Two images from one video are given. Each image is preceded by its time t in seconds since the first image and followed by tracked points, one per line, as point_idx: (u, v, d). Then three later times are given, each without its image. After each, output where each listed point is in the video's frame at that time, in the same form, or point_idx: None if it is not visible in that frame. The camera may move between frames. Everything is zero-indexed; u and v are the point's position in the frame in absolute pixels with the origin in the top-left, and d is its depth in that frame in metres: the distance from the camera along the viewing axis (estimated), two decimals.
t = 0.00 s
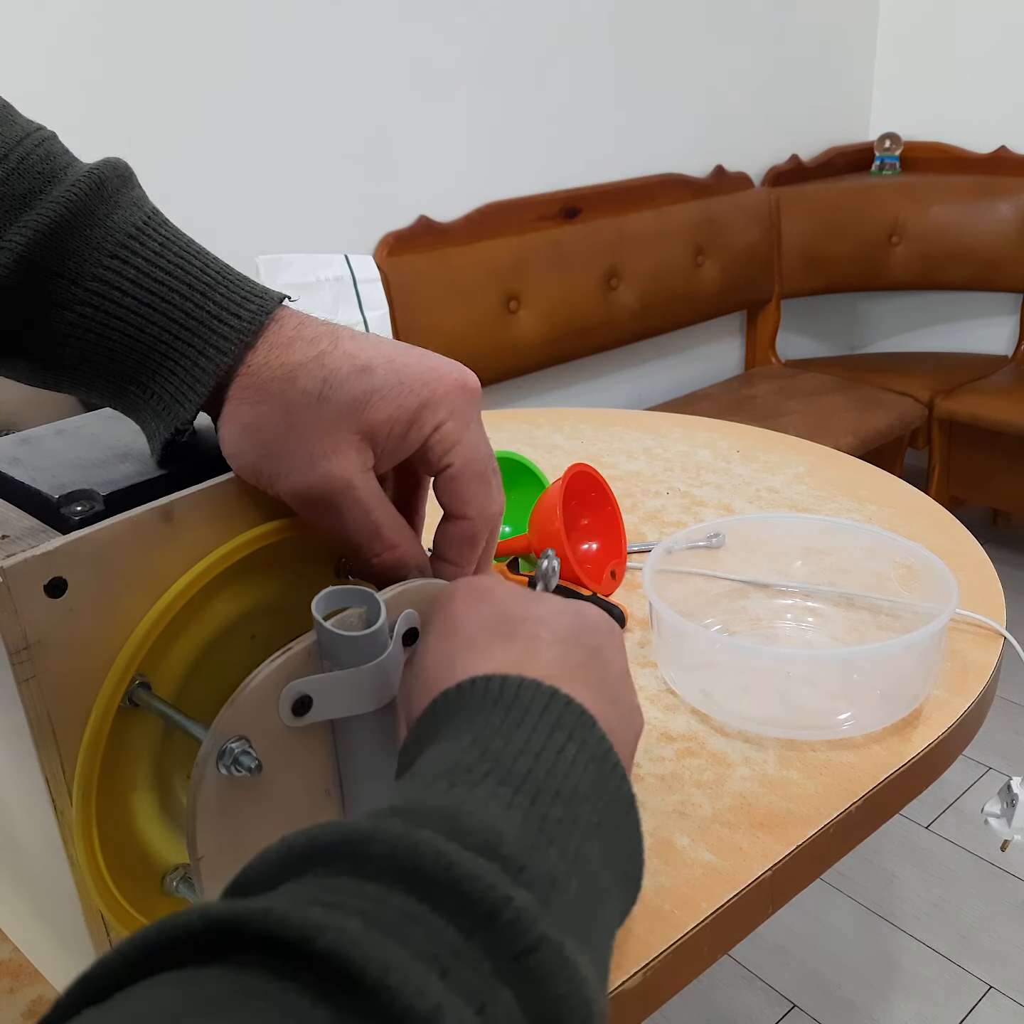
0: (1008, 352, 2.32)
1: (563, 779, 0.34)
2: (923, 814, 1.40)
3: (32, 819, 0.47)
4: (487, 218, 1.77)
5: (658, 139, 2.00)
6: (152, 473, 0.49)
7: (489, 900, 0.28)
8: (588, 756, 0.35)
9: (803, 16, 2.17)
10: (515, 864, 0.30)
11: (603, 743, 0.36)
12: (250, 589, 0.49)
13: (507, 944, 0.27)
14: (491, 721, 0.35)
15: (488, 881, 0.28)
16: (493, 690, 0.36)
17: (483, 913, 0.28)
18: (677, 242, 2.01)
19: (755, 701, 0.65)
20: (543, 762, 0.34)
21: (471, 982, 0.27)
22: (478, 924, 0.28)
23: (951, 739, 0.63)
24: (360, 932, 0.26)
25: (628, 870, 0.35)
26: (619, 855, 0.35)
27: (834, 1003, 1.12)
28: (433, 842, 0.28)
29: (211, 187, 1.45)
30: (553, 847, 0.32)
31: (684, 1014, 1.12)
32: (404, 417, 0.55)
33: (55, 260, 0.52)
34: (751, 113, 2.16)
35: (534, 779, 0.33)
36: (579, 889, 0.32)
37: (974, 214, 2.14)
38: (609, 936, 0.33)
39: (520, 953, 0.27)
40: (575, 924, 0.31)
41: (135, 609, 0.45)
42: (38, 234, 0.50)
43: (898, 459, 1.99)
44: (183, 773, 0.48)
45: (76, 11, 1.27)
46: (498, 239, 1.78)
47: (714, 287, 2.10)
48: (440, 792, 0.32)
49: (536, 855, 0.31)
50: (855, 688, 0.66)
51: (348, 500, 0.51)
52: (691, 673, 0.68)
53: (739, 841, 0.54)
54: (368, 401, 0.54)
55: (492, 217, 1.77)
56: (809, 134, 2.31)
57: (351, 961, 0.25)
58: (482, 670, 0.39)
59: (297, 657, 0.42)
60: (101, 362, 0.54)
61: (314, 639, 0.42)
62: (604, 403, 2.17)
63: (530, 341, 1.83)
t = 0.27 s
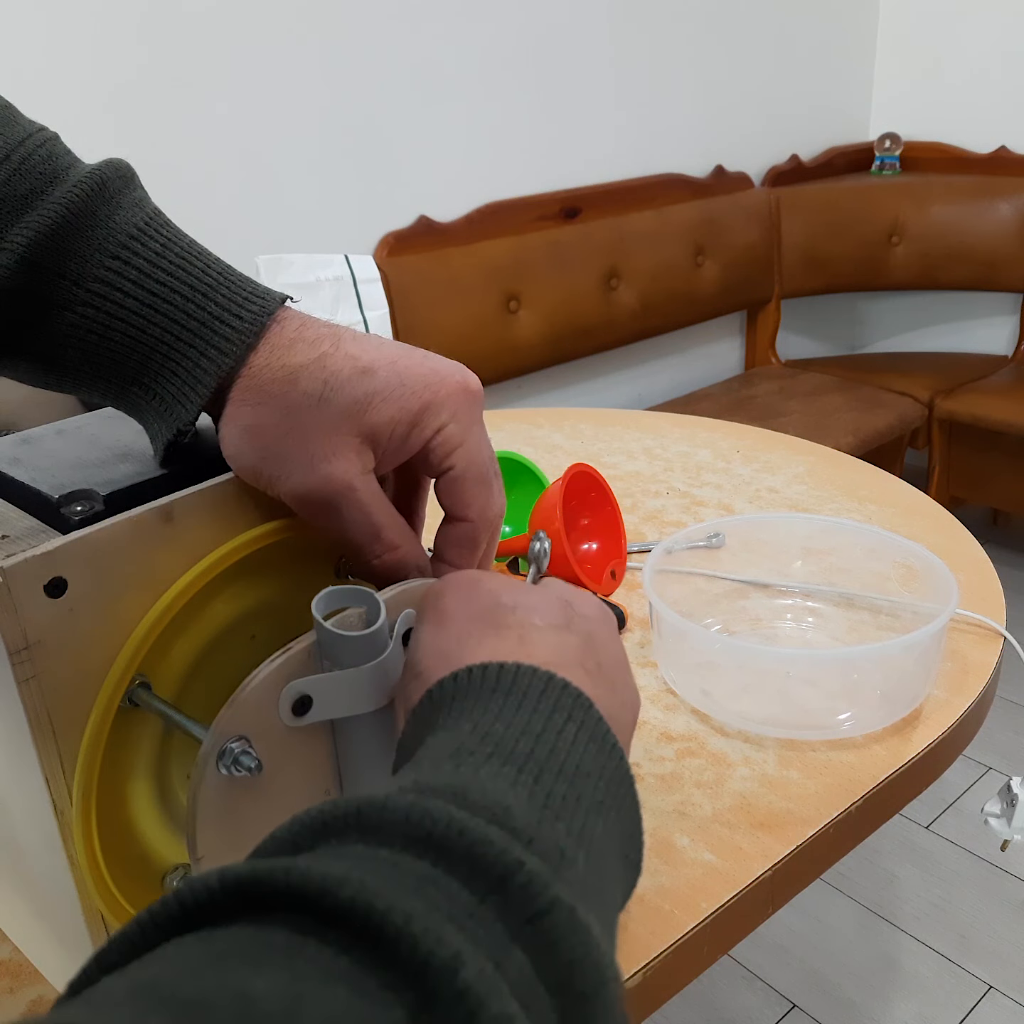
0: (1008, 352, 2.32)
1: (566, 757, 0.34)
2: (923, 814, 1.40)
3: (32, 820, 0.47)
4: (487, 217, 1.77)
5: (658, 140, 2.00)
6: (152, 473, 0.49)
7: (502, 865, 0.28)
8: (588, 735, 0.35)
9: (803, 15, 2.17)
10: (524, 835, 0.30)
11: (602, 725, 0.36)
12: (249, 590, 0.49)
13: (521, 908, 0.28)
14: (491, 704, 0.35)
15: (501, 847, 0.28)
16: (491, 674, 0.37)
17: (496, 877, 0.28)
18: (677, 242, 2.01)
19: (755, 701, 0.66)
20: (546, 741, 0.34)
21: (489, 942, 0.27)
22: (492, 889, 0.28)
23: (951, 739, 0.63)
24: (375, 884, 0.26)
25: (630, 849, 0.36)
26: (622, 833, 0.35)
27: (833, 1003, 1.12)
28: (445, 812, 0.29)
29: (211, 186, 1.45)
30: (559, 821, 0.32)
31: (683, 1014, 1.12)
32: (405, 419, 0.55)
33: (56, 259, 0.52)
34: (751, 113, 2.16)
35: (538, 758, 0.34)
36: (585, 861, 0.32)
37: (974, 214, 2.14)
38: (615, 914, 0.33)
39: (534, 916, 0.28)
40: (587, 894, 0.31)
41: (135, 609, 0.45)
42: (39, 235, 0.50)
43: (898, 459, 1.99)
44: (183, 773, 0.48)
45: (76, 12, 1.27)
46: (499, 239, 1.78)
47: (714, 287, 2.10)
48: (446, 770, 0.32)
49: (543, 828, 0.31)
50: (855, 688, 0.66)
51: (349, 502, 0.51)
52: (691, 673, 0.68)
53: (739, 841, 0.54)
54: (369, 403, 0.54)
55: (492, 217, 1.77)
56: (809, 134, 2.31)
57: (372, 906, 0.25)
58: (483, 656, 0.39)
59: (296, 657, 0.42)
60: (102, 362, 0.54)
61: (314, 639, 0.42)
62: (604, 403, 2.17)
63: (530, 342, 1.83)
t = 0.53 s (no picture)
0: (1008, 352, 2.32)
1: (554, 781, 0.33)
2: (923, 814, 1.40)
3: (32, 820, 0.47)
4: (487, 217, 1.77)
5: (658, 139, 2.01)
6: (153, 473, 0.49)
7: (485, 903, 0.27)
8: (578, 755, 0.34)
9: (803, 15, 2.17)
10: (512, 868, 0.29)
11: (589, 735, 0.36)
12: (249, 589, 0.49)
13: (511, 941, 0.26)
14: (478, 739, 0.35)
15: (482, 883, 0.27)
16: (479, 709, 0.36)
17: (481, 912, 0.27)
18: (677, 242, 2.01)
19: (755, 701, 0.66)
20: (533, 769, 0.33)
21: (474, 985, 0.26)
22: (478, 929, 0.27)
23: (951, 739, 0.63)
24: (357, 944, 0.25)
25: (641, 863, 0.34)
26: (628, 848, 0.34)
27: (833, 1003, 1.12)
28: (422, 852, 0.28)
29: (211, 186, 1.45)
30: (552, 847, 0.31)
31: (683, 1014, 1.12)
32: (405, 418, 0.55)
33: (59, 259, 0.52)
34: (751, 113, 2.16)
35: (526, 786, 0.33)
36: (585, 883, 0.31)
37: (974, 214, 2.14)
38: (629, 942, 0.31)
39: (525, 947, 0.27)
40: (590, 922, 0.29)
41: (136, 609, 0.45)
42: (42, 233, 0.50)
43: (898, 459, 1.99)
44: (183, 773, 0.48)
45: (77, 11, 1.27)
46: (499, 239, 1.78)
47: (714, 287, 2.10)
48: (430, 809, 0.31)
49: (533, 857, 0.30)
50: (855, 688, 0.66)
51: (347, 501, 0.51)
52: (691, 673, 0.68)
53: (739, 841, 0.54)
54: (369, 402, 0.54)
55: (492, 216, 1.78)
56: (809, 134, 2.31)
57: (348, 969, 0.24)
58: (472, 680, 0.38)
59: (296, 656, 0.42)
60: (104, 362, 0.54)
61: (313, 639, 0.42)
62: (604, 403, 2.17)
63: (530, 342, 1.83)
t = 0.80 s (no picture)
0: (1008, 352, 2.32)
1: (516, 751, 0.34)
2: (923, 814, 1.40)
3: (31, 820, 0.47)
4: (487, 218, 1.77)
5: (658, 140, 2.00)
6: (153, 473, 0.49)
7: (441, 868, 0.28)
8: (545, 734, 0.35)
9: (802, 16, 2.17)
10: (474, 836, 0.30)
11: (561, 722, 0.36)
12: (250, 589, 0.49)
13: (464, 911, 0.28)
14: (444, 707, 0.35)
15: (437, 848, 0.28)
16: (446, 678, 0.36)
17: (436, 880, 0.28)
18: (677, 242, 2.01)
19: (755, 701, 0.66)
20: (497, 740, 0.34)
21: (427, 950, 0.27)
22: (432, 891, 0.28)
23: (951, 739, 0.63)
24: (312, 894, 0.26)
25: (596, 839, 0.35)
26: (587, 823, 0.35)
27: (834, 1004, 1.12)
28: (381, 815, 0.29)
29: (211, 187, 1.45)
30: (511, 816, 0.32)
31: (683, 1015, 1.12)
32: (405, 418, 0.55)
33: (59, 260, 0.52)
34: (751, 113, 2.16)
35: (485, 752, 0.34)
36: (542, 860, 0.32)
37: (974, 214, 2.14)
38: (577, 912, 0.33)
39: (479, 915, 0.28)
40: (540, 892, 0.31)
41: (136, 609, 0.45)
42: (41, 234, 0.50)
43: (898, 459, 1.99)
44: (182, 773, 0.48)
45: (78, 13, 1.27)
46: (499, 239, 1.78)
47: (714, 288, 2.10)
48: (397, 776, 0.32)
49: (494, 825, 0.31)
50: (855, 688, 0.66)
51: (345, 498, 0.51)
52: (691, 673, 0.68)
53: (739, 841, 0.54)
54: (369, 401, 0.54)
55: (492, 217, 1.77)
56: (809, 134, 2.31)
57: (300, 925, 0.25)
58: (450, 655, 0.39)
59: (297, 656, 0.42)
60: (103, 362, 0.54)
61: (313, 639, 0.42)
62: (604, 403, 2.17)
63: (530, 342, 1.83)
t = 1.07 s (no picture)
0: (1008, 352, 2.32)
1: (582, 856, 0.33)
2: (923, 814, 1.40)
3: (32, 821, 0.47)
4: (487, 218, 1.77)
5: (658, 140, 2.01)
6: (153, 473, 0.49)
7: (512, 958, 0.27)
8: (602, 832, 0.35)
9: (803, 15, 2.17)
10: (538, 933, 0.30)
11: (622, 828, 0.35)
12: (249, 589, 0.49)
13: (531, 1002, 0.27)
14: (507, 799, 0.35)
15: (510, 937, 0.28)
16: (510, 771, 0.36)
17: (506, 972, 0.27)
18: (677, 242, 2.01)
19: (756, 702, 0.66)
20: (560, 838, 0.34)
21: None
22: (502, 982, 0.27)
23: (951, 739, 0.63)
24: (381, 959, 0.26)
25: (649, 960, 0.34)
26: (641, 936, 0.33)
27: (833, 1003, 1.12)
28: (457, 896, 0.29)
29: (212, 186, 1.45)
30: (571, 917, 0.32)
31: (683, 1014, 1.12)
32: (403, 420, 0.55)
33: (58, 260, 0.52)
34: (751, 113, 2.16)
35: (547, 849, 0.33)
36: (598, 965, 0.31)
37: (974, 214, 2.14)
38: None
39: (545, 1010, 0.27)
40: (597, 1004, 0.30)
41: (135, 609, 0.45)
42: (41, 235, 0.50)
43: (898, 459, 1.99)
44: (182, 774, 0.48)
45: (79, 12, 1.27)
46: (499, 239, 1.78)
47: (714, 288, 2.10)
48: (465, 862, 0.32)
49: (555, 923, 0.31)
50: (855, 688, 0.66)
51: (341, 500, 0.51)
52: (691, 673, 0.68)
53: (739, 841, 0.54)
54: (366, 403, 0.54)
55: (492, 217, 1.78)
56: (809, 134, 2.31)
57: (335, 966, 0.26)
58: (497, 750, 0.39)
59: (297, 657, 0.42)
60: (103, 363, 0.54)
61: (314, 640, 0.42)
62: (604, 403, 2.17)
63: (530, 342, 1.83)
